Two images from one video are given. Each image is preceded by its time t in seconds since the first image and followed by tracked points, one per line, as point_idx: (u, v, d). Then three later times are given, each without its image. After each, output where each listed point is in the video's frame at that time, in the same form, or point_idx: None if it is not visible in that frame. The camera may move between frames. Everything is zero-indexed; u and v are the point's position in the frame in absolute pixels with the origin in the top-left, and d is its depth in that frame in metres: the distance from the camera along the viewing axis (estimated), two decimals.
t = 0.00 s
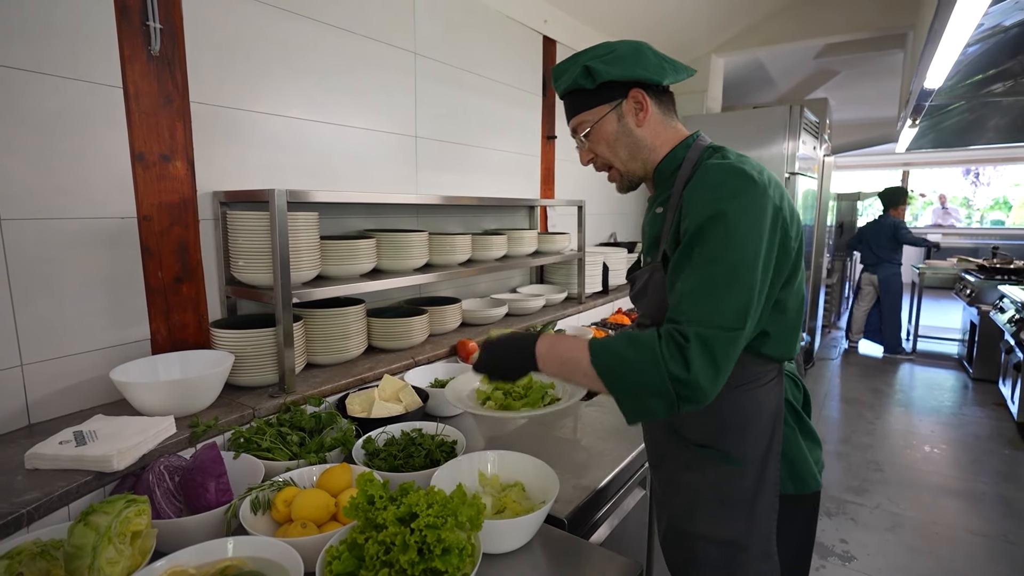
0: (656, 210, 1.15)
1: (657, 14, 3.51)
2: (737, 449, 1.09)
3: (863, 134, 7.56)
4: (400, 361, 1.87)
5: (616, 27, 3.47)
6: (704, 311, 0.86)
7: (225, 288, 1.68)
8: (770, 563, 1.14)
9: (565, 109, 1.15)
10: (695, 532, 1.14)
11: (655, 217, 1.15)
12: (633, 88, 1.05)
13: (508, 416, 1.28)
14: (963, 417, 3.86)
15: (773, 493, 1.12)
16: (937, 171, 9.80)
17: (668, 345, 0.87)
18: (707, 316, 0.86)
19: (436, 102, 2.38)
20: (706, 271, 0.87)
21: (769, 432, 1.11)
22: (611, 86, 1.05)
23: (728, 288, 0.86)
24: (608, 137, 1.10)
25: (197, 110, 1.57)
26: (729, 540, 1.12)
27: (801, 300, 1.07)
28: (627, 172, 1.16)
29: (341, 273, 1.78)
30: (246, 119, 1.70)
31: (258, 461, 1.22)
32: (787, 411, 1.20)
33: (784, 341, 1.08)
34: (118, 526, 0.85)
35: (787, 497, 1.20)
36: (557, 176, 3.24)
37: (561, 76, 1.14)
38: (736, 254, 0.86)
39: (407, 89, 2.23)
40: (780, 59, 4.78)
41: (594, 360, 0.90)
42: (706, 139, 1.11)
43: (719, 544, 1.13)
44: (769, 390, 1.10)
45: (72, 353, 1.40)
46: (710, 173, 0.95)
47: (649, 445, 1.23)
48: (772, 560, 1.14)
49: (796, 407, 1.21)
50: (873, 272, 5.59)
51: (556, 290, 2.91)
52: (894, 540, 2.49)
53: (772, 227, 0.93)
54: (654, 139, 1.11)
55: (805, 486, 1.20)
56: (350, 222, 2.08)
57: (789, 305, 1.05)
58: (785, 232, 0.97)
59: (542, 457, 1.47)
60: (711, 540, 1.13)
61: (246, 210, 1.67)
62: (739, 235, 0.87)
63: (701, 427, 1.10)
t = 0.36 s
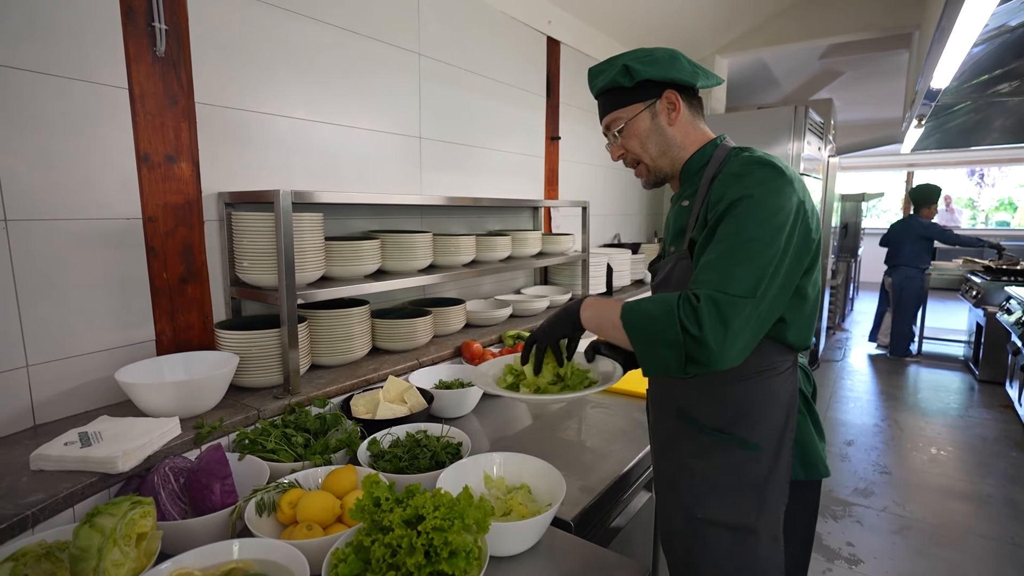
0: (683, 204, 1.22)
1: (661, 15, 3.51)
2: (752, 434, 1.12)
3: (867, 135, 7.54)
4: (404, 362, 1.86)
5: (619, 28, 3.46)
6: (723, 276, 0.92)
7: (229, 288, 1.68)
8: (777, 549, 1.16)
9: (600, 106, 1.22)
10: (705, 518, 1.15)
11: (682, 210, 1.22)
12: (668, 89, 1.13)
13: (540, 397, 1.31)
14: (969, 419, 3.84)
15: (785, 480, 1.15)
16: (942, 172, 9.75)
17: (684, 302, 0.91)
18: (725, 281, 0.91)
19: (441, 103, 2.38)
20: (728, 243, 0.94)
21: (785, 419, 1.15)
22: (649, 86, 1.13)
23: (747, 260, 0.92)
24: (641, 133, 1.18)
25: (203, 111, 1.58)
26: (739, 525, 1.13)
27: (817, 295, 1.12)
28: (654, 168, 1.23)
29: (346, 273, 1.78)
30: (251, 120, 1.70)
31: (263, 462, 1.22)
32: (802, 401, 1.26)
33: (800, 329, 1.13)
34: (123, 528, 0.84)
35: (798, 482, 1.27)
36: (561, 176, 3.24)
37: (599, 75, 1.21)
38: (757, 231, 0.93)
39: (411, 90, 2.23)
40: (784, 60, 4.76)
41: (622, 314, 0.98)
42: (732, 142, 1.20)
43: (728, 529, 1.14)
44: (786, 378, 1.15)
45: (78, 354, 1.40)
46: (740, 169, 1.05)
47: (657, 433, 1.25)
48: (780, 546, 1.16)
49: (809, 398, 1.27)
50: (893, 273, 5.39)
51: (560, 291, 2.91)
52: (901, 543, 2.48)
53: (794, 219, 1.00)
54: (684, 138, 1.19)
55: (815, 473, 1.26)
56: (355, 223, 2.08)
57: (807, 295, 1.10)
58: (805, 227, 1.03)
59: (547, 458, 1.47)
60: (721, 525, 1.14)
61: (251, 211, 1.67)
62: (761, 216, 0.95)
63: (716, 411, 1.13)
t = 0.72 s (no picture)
0: (695, 206, 1.22)
1: (664, 16, 3.50)
2: (760, 424, 1.13)
3: (870, 136, 7.53)
4: (407, 363, 1.86)
5: (621, 29, 3.46)
6: (752, 284, 0.94)
7: (233, 290, 1.68)
8: (782, 536, 1.17)
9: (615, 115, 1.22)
10: (710, 502, 1.17)
11: (694, 212, 1.22)
12: (683, 98, 1.14)
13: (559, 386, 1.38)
14: (975, 421, 3.82)
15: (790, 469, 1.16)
16: (945, 173, 9.73)
17: (724, 310, 0.95)
18: (755, 289, 0.94)
19: (444, 104, 2.38)
20: (754, 249, 0.96)
21: (790, 411, 1.15)
22: (664, 96, 1.13)
23: (774, 266, 0.95)
24: (656, 141, 1.18)
25: (207, 112, 1.58)
26: (743, 510, 1.15)
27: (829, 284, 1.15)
28: (670, 173, 1.23)
29: (348, 274, 1.78)
30: (254, 122, 1.70)
31: (266, 464, 1.22)
32: (807, 394, 1.26)
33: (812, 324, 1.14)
34: (126, 530, 0.84)
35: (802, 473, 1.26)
36: (564, 178, 3.24)
37: (613, 87, 1.21)
38: (779, 237, 0.95)
39: (414, 91, 2.23)
40: (787, 61, 4.75)
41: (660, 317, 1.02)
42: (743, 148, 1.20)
43: (733, 513, 1.16)
44: (793, 371, 1.15)
45: (81, 355, 1.40)
46: (753, 171, 1.06)
47: (669, 422, 1.27)
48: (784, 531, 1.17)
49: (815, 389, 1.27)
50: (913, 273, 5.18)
51: (563, 292, 2.90)
52: (906, 546, 2.46)
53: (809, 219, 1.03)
54: (698, 145, 1.19)
55: (818, 462, 1.26)
56: (357, 224, 2.08)
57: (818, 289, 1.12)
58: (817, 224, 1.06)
59: (550, 460, 1.46)
60: (726, 509, 1.17)
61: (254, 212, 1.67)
62: (787, 221, 0.96)
63: (724, 402, 1.15)
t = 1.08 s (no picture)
0: (689, 210, 1.22)
1: (664, 16, 3.50)
2: (761, 417, 1.13)
3: (871, 136, 7.51)
4: (407, 364, 1.86)
5: (622, 29, 3.46)
6: (749, 302, 0.96)
7: (233, 290, 1.68)
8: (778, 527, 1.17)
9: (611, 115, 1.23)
10: (712, 494, 1.17)
11: (688, 216, 1.22)
12: (675, 101, 1.13)
13: (562, 380, 1.38)
14: (977, 422, 3.81)
15: (788, 459, 1.17)
16: (946, 173, 9.70)
17: (722, 329, 0.98)
18: (752, 307, 0.96)
19: (444, 104, 2.38)
20: (749, 265, 0.97)
21: (789, 403, 1.16)
22: (656, 99, 1.13)
23: (770, 281, 0.96)
24: (649, 143, 1.18)
25: (207, 112, 1.58)
26: (741, 499, 1.15)
27: (824, 283, 1.17)
28: (663, 174, 1.23)
29: (348, 275, 1.78)
30: (255, 122, 1.71)
31: (265, 464, 1.22)
32: (803, 386, 1.26)
33: (806, 322, 1.16)
34: (125, 530, 0.84)
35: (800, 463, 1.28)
36: (565, 178, 3.24)
37: (609, 87, 1.22)
38: (773, 252, 0.96)
39: (414, 92, 2.23)
40: (788, 61, 4.75)
41: (662, 334, 1.03)
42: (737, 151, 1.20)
43: (734, 503, 1.16)
44: (790, 363, 1.16)
45: (81, 356, 1.40)
46: (745, 181, 1.05)
47: (673, 418, 1.27)
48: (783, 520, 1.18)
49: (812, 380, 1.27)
50: (925, 274, 5.13)
51: (564, 292, 2.90)
52: (907, 547, 2.45)
53: (801, 227, 1.03)
54: (691, 147, 1.18)
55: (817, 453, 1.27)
56: (358, 224, 2.08)
57: (811, 291, 1.14)
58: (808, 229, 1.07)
59: (550, 460, 1.46)
60: (727, 499, 1.16)
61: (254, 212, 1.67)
62: (781, 234, 0.97)
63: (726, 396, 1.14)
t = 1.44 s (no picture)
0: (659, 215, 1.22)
1: (664, 16, 3.50)
2: (730, 423, 1.13)
3: (873, 136, 7.51)
4: (407, 364, 1.86)
5: (622, 29, 3.46)
6: (699, 319, 0.96)
7: (232, 290, 1.68)
8: (763, 531, 1.16)
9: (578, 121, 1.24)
10: (693, 500, 1.18)
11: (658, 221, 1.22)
12: (634, 106, 1.12)
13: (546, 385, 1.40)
14: (978, 423, 3.80)
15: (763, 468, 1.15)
16: (948, 173, 9.68)
17: (670, 346, 1.00)
18: (702, 323, 0.96)
19: (444, 105, 2.38)
20: (701, 281, 0.96)
21: (761, 409, 1.14)
22: (615, 106, 1.13)
23: (721, 297, 0.95)
24: (615, 149, 1.19)
25: (207, 113, 1.58)
26: (721, 507, 1.16)
27: (797, 289, 1.14)
28: (632, 177, 1.24)
29: (348, 276, 1.78)
30: (254, 123, 1.71)
31: (264, 465, 1.21)
32: (776, 392, 1.23)
33: (777, 332, 1.14)
34: (122, 531, 0.84)
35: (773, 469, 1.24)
36: (565, 178, 3.24)
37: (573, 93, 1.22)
38: (725, 267, 0.95)
39: (414, 92, 2.23)
40: (789, 61, 4.75)
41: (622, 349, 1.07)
42: (706, 149, 1.19)
43: (712, 510, 1.17)
44: (762, 369, 1.14)
45: (79, 356, 1.40)
46: (704, 190, 1.03)
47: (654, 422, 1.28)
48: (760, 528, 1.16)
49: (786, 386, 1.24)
50: (931, 275, 5.10)
51: (564, 293, 2.90)
52: (908, 548, 2.45)
53: (762, 238, 1.00)
54: (657, 150, 1.18)
55: (791, 459, 1.23)
56: (357, 225, 2.08)
57: (781, 299, 1.11)
58: (774, 238, 1.04)
59: (549, 461, 1.46)
60: (705, 506, 1.17)
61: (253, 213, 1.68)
62: (733, 248, 0.95)
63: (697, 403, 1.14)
